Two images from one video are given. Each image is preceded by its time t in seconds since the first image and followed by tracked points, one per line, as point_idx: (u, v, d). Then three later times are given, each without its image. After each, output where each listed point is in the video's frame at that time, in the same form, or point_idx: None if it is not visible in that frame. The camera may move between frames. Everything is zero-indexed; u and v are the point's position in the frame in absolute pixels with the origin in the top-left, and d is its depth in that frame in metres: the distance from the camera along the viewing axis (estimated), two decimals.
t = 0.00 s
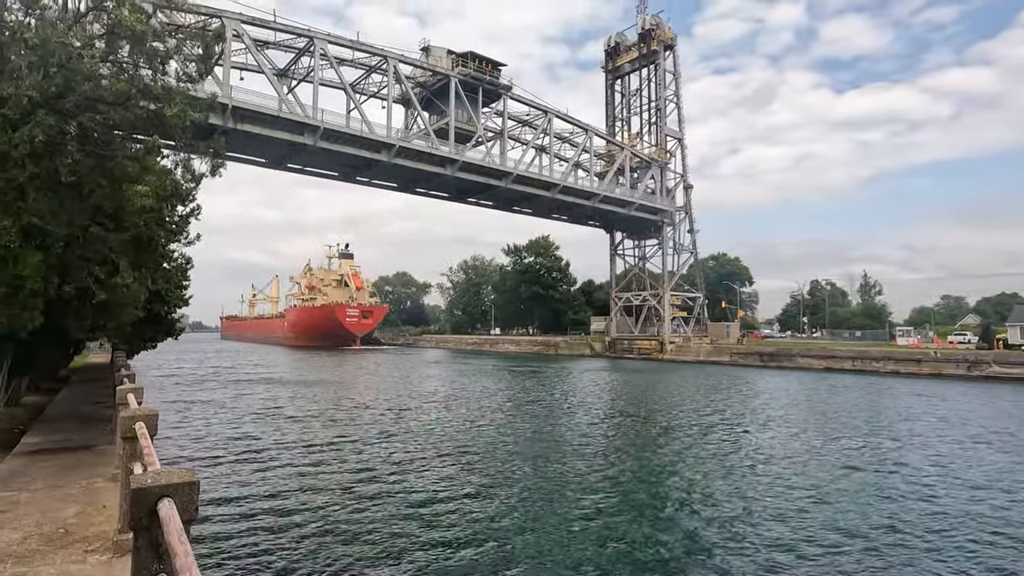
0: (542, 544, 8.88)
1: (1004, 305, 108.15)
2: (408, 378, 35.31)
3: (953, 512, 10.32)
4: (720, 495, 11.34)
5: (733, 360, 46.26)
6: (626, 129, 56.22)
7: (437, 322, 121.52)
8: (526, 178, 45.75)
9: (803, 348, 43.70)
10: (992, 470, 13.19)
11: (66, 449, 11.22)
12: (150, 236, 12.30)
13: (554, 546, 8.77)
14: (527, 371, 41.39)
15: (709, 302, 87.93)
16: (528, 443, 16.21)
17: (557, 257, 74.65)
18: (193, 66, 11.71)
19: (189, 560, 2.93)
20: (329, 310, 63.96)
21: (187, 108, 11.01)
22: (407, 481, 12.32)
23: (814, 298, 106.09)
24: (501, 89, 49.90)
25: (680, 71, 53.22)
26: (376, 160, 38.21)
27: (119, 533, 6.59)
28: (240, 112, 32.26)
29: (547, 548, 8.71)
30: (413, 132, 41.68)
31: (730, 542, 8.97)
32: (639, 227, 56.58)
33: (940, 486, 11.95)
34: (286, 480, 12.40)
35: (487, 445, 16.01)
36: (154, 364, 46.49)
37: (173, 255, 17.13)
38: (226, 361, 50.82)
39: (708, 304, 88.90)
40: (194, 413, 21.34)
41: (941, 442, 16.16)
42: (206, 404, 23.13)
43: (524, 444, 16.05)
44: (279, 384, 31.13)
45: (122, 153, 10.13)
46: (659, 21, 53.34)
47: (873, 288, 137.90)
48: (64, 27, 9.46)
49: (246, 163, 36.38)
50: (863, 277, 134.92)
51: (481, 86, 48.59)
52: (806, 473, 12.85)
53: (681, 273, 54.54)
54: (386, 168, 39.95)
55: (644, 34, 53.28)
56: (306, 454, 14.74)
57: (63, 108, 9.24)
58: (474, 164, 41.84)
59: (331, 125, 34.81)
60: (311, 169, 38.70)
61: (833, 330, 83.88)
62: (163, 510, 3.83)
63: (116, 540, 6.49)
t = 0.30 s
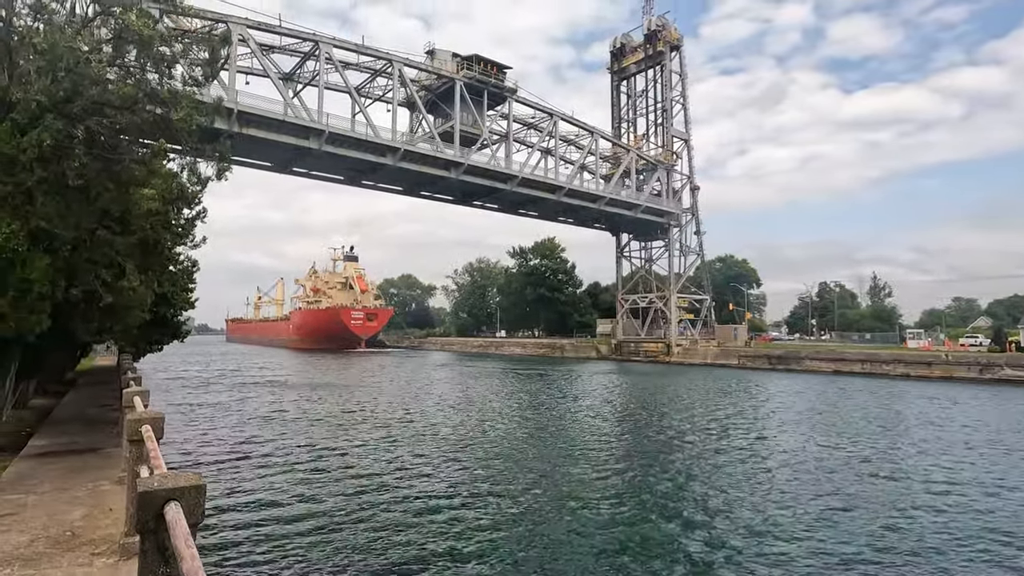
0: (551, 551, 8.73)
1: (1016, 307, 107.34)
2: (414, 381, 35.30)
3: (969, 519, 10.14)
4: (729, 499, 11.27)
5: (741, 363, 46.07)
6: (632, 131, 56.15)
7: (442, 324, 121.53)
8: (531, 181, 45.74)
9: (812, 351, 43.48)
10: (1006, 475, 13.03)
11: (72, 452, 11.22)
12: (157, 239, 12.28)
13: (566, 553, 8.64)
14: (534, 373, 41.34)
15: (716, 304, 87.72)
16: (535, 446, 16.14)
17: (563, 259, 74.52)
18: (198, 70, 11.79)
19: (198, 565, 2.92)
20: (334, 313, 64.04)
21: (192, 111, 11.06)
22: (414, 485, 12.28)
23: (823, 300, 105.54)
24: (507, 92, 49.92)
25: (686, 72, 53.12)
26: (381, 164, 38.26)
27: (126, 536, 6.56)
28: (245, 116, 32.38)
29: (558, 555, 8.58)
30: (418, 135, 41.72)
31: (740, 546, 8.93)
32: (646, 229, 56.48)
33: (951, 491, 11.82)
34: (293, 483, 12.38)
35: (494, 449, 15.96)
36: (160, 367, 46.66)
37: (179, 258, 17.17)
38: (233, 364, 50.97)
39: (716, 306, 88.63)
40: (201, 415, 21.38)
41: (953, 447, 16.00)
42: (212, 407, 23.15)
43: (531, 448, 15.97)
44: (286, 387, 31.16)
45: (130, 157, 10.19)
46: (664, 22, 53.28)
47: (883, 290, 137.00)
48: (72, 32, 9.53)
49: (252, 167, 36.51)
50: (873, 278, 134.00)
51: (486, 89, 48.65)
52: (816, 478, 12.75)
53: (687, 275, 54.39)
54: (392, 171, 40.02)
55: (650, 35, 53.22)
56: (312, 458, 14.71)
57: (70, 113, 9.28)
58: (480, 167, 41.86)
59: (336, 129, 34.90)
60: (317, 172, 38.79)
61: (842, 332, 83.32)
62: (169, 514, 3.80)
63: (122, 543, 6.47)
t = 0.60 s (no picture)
0: (559, 560, 8.55)
1: None
2: (421, 384, 35.31)
3: (983, 525, 9.99)
4: (736, 503, 11.22)
5: (748, 366, 45.90)
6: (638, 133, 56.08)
7: (447, 327, 121.49)
8: (536, 184, 45.72)
9: (820, 354, 43.25)
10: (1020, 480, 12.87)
11: (78, 455, 11.22)
12: (162, 242, 12.25)
13: (573, 561, 8.47)
14: (539, 377, 41.29)
15: (723, 306, 87.46)
16: (541, 450, 16.10)
17: (568, 262, 74.41)
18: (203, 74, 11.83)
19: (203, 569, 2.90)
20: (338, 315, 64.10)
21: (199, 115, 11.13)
22: (419, 488, 12.27)
23: (830, 303, 105.05)
24: (511, 96, 49.92)
25: (691, 73, 53.04)
26: (386, 168, 38.29)
27: (131, 539, 6.54)
28: (251, 120, 32.48)
29: (565, 564, 8.40)
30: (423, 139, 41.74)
31: (748, 550, 8.91)
32: (651, 232, 56.38)
33: (962, 496, 11.69)
34: (297, 486, 12.36)
35: (500, 452, 15.92)
36: (165, 370, 46.82)
37: (184, 261, 17.17)
38: (239, 366, 51.10)
39: (722, 308, 88.35)
40: (206, 419, 21.38)
41: (965, 451, 15.84)
42: (217, 410, 23.16)
43: (537, 451, 15.94)
44: (291, 390, 31.20)
45: (135, 160, 10.26)
46: (670, 23, 53.21)
47: (891, 292, 136.19)
48: (79, 36, 9.58)
49: (257, 171, 36.61)
50: (882, 280, 133.22)
51: (491, 92, 48.67)
52: (824, 482, 12.67)
53: (693, 277, 54.25)
54: (397, 175, 40.07)
55: (655, 36, 53.15)
56: (317, 461, 14.69)
57: (77, 117, 9.33)
58: (484, 171, 41.85)
59: (340, 133, 34.97)
60: (322, 176, 38.88)
61: (851, 334, 82.81)
62: (174, 516, 3.77)
63: (127, 546, 6.43)
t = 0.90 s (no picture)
0: (562, 562, 8.52)
1: None
2: (426, 387, 35.28)
3: (995, 529, 9.89)
4: (741, 506, 11.23)
5: (755, 369, 45.72)
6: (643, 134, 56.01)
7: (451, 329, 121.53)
8: (540, 187, 45.70)
9: (827, 356, 43.06)
10: None
11: (83, 458, 11.22)
12: (166, 245, 12.19)
13: (578, 564, 8.46)
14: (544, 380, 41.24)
15: (729, 309, 87.23)
16: (546, 453, 16.07)
17: (573, 264, 74.32)
18: (208, 77, 11.87)
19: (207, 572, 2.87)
20: (342, 318, 64.16)
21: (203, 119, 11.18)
22: (423, 491, 12.28)
23: (838, 305, 104.59)
24: (515, 99, 49.93)
25: (696, 74, 52.99)
26: (390, 172, 38.33)
27: (135, 542, 6.53)
28: (255, 125, 32.61)
29: (568, 568, 8.36)
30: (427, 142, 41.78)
31: (753, 553, 8.92)
32: (656, 235, 56.28)
33: (973, 500, 11.59)
34: (299, 490, 12.33)
35: (505, 455, 15.88)
36: (170, 373, 46.93)
37: (189, 264, 17.18)
38: (243, 369, 51.20)
39: (729, 311, 88.09)
40: (211, 422, 21.37)
41: (977, 455, 15.71)
42: (222, 413, 23.16)
43: (542, 455, 15.89)
44: (297, 393, 31.23)
45: (141, 164, 10.30)
46: (675, 24, 53.20)
47: (900, 294, 135.51)
48: (85, 40, 9.61)
49: (261, 175, 36.70)
50: (890, 282, 132.45)
51: (495, 95, 48.68)
52: (830, 485, 12.61)
53: (699, 280, 54.10)
54: (401, 178, 40.10)
55: (660, 37, 53.15)
56: (320, 465, 14.64)
57: (82, 120, 9.32)
58: (489, 174, 41.86)
59: (344, 137, 35.02)
60: (326, 180, 38.94)
61: (859, 337, 82.38)
62: (178, 520, 3.74)
63: (132, 549, 6.43)
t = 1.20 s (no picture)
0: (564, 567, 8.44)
1: None
2: (431, 390, 35.25)
3: (1005, 534, 9.79)
4: (746, 510, 11.17)
5: (761, 372, 45.55)
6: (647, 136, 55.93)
7: (455, 331, 121.55)
8: (544, 190, 45.65)
9: (834, 359, 42.85)
10: None
11: (86, 461, 11.21)
12: (170, 248, 12.11)
13: (581, 568, 8.40)
14: (548, 382, 41.15)
15: (735, 311, 86.96)
16: (550, 457, 15.99)
17: (577, 266, 74.23)
18: (211, 80, 11.87)
19: None
20: (345, 320, 64.20)
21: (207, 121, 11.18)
22: (425, 494, 12.23)
23: (845, 307, 104.11)
24: (519, 101, 49.91)
25: (701, 74, 52.90)
26: (393, 175, 38.32)
27: (138, 545, 6.49)
28: (258, 129, 32.67)
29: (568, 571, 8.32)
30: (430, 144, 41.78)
31: (757, 556, 8.88)
32: (661, 236, 56.17)
33: (983, 504, 11.49)
34: (301, 493, 12.28)
35: (509, 459, 15.80)
36: (174, 376, 46.99)
37: (192, 266, 17.16)
38: (247, 372, 51.27)
39: (735, 313, 87.81)
40: (215, 425, 21.36)
41: (988, 459, 15.57)
42: (226, 417, 23.16)
43: (546, 458, 15.82)
44: (302, 396, 31.21)
45: (145, 166, 10.30)
46: (679, 24, 53.12)
47: (908, 296, 134.96)
48: (89, 43, 9.63)
49: (265, 179, 36.76)
50: (898, 283, 131.57)
51: (499, 97, 48.66)
52: (838, 489, 12.52)
53: (704, 281, 53.95)
54: (404, 182, 40.11)
55: (664, 38, 53.09)
56: (323, 468, 14.60)
57: (87, 123, 9.33)
58: (492, 177, 41.85)
59: (347, 141, 35.05)
60: (329, 183, 38.98)
61: (866, 339, 81.98)
62: (182, 522, 3.71)
63: (135, 552, 6.39)
